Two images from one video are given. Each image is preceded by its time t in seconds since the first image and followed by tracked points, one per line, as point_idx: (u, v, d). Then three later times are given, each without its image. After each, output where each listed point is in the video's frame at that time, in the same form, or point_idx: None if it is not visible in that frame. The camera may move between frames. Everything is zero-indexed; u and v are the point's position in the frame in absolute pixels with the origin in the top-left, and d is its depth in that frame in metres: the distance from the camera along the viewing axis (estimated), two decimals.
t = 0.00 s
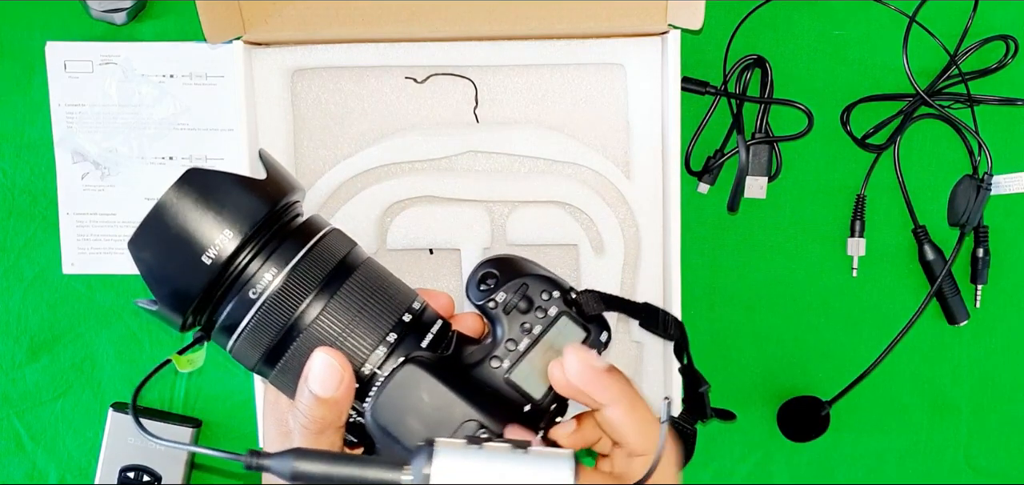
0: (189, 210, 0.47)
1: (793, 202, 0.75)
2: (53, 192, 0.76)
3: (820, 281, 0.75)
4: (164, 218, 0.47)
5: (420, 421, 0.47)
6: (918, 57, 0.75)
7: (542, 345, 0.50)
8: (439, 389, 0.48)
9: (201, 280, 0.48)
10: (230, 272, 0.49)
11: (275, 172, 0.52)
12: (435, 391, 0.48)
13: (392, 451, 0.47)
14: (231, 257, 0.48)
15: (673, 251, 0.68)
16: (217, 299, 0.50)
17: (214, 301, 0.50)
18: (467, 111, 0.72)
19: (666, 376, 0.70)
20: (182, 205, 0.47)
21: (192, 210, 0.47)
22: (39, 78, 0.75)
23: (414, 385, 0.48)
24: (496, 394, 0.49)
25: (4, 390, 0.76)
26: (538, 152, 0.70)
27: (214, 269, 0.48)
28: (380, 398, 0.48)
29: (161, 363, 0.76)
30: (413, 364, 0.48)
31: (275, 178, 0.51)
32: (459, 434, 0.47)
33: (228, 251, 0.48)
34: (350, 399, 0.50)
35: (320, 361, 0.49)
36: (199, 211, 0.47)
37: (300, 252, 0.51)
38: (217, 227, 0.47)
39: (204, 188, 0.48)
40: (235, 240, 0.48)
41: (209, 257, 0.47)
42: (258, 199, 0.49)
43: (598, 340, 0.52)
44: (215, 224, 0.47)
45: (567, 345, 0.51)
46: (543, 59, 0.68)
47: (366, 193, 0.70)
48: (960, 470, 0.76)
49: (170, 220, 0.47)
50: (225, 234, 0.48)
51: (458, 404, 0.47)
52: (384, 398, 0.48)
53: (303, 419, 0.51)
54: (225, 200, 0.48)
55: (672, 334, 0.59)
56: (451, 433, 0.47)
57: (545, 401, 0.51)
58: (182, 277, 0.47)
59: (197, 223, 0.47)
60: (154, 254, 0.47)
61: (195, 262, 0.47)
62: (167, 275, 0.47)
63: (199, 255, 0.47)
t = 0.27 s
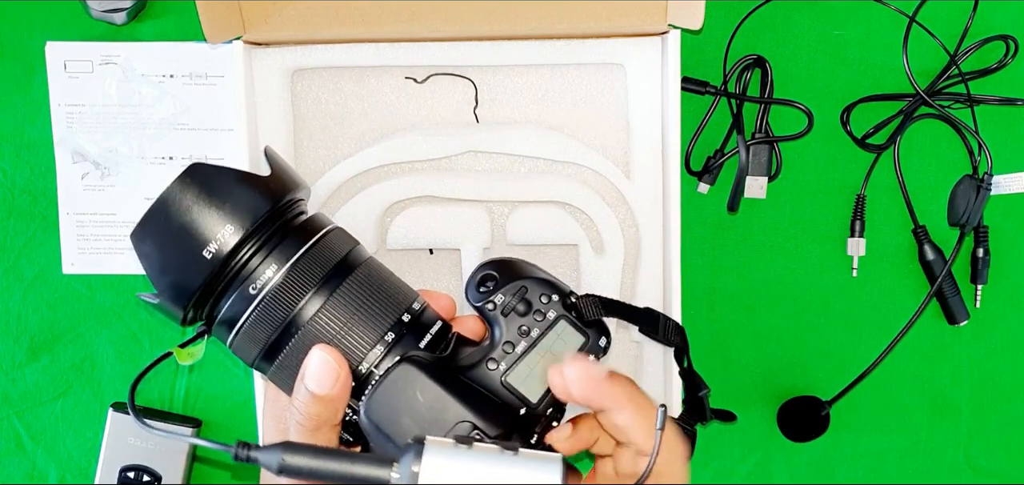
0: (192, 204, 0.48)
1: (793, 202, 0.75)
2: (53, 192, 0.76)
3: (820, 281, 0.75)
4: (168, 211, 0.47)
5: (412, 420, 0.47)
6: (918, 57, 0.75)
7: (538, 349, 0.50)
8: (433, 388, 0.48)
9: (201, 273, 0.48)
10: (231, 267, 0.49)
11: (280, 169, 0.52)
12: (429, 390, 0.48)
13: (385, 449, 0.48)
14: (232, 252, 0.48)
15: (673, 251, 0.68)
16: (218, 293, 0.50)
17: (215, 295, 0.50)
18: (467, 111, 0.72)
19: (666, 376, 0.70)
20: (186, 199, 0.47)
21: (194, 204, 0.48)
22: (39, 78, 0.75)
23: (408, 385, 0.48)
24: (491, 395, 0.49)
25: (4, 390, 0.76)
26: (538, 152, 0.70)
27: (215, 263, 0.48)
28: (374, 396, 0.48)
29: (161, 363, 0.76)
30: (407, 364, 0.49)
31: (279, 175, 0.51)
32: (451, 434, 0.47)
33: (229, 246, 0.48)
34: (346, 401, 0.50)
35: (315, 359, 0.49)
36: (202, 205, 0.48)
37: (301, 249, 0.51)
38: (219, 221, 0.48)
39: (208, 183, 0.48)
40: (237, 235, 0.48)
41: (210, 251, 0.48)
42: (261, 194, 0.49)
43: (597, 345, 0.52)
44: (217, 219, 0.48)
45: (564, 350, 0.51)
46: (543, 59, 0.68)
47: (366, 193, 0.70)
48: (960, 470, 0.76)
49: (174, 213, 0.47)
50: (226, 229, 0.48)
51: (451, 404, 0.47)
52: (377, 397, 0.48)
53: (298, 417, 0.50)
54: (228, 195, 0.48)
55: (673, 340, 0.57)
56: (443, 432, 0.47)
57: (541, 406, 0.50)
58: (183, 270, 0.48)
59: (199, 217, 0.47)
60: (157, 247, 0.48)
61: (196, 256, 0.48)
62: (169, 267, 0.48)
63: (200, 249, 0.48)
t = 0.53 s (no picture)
0: (205, 212, 0.46)
1: (793, 202, 0.75)
2: (53, 192, 0.76)
3: (820, 281, 0.75)
4: (178, 218, 0.46)
5: (429, 435, 0.47)
6: (917, 57, 0.75)
7: (552, 363, 0.50)
8: (448, 401, 0.48)
9: (212, 283, 0.47)
10: (242, 276, 0.48)
11: (291, 175, 0.51)
12: (445, 404, 0.48)
13: (401, 463, 0.48)
14: (245, 262, 0.47)
15: (673, 251, 0.68)
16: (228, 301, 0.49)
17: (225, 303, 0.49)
18: (467, 111, 0.72)
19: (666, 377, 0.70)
20: (197, 206, 0.46)
21: (208, 212, 0.46)
22: (39, 78, 0.75)
23: (423, 399, 0.48)
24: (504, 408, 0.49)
25: (4, 390, 0.76)
26: (538, 152, 0.70)
27: (227, 273, 0.47)
28: (390, 408, 0.48)
29: (161, 364, 0.76)
30: (422, 376, 0.49)
31: (291, 182, 0.50)
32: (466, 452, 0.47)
33: (242, 255, 0.47)
34: (358, 412, 0.51)
35: (329, 369, 0.49)
36: (215, 213, 0.46)
37: (313, 259, 0.49)
38: (232, 230, 0.46)
39: (221, 191, 0.47)
40: (250, 244, 0.47)
41: (222, 260, 0.46)
42: (275, 203, 0.48)
43: (610, 359, 0.52)
44: (230, 227, 0.46)
45: (578, 364, 0.50)
46: (543, 59, 0.68)
47: (366, 193, 0.70)
48: (960, 470, 0.76)
49: (186, 222, 0.46)
50: (239, 238, 0.46)
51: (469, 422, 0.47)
52: (393, 411, 0.48)
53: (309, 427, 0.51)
54: (242, 203, 0.47)
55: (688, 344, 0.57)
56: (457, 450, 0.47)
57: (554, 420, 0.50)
58: (194, 280, 0.46)
59: (212, 226, 0.46)
60: (168, 255, 0.46)
61: (208, 266, 0.46)
62: (178, 276, 0.47)
63: (212, 259, 0.46)
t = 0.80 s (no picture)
0: (247, 198, 0.45)
1: (793, 202, 0.75)
2: (53, 192, 0.76)
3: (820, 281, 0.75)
4: (219, 198, 0.44)
5: (435, 452, 0.43)
6: (917, 57, 0.75)
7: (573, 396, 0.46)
8: (459, 419, 0.43)
9: (243, 273, 0.45)
10: (274, 267, 0.46)
11: (337, 174, 0.49)
12: (456, 422, 0.43)
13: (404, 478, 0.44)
14: (280, 253, 0.45)
15: (673, 251, 0.68)
16: (256, 290, 0.47)
17: (253, 292, 0.47)
18: (467, 111, 0.72)
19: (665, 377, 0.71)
20: (239, 190, 0.44)
21: (250, 197, 0.45)
22: (39, 78, 0.75)
23: (435, 412, 0.43)
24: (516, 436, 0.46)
25: (4, 390, 0.76)
26: (538, 153, 0.70)
27: (260, 262, 0.45)
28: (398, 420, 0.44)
29: (161, 363, 0.76)
30: (436, 390, 0.44)
31: (336, 180, 0.48)
32: None
33: (278, 246, 0.45)
34: (367, 417, 0.47)
35: (343, 373, 0.46)
36: (255, 200, 0.45)
37: (346, 259, 0.48)
38: (270, 220, 0.45)
39: (267, 179, 0.45)
40: (287, 236, 0.45)
41: (257, 249, 0.45)
42: (318, 198, 0.46)
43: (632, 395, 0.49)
44: (269, 216, 0.45)
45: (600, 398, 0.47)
46: (542, 59, 0.68)
47: (366, 193, 0.70)
48: (960, 470, 0.76)
49: (227, 204, 0.44)
50: (277, 229, 0.45)
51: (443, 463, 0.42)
52: (403, 422, 0.44)
53: (319, 426, 0.47)
54: (285, 194, 0.45)
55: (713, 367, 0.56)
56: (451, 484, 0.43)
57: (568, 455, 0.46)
58: (225, 265, 0.44)
59: (250, 212, 0.44)
60: (203, 236, 0.45)
61: (241, 253, 0.44)
62: (210, 260, 0.45)
63: (247, 246, 0.44)
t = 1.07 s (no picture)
0: (262, 193, 0.46)
1: (793, 202, 0.75)
2: (53, 192, 0.76)
3: (820, 281, 0.75)
4: (236, 191, 0.46)
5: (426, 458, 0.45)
6: (917, 57, 0.75)
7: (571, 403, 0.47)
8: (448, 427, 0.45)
9: (252, 265, 0.46)
10: (285, 262, 0.47)
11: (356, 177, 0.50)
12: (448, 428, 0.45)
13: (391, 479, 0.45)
14: (289, 249, 0.46)
15: (673, 251, 0.68)
16: (265, 284, 0.48)
17: (262, 285, 0.48)
18: (467, 111, 0.72)
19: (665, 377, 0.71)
20: (256, 184, 0.46)
21: (264, 193, 0.46)
22: (39, 78, 0.75)
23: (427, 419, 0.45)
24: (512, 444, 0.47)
25: (4, 390, 0.76)
26: (538, 153, 0.70)
27: (269, 257, 0.46)
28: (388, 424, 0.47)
29: (161, 363, 0.76)
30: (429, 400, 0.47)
31: (352, 181, 0.49)
32: None
33: (288, 242, 0.46)
34: (363, 420, 0.47)
35: (343, 374, 0.46)
36: (269, 196, 0.46)
37: (355, 260, 0.48)
38: (283, 216, 0.46)
39: (284, 176, 0.47)
40: (298, 233, 0.46)
41: (267, 244, 0.46)
42: (332, 199, 0.47)
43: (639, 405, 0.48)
44: (282, 212, 0.46)
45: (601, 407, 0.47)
46: (543, 59, 0.68)
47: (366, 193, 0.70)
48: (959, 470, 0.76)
49: (242, 198, 0.46)
50: (288, 225, 0.46)
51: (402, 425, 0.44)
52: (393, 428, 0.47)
53: (315, 426, 0.47)
54: (300, 191, 0.46)
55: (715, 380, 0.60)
56: None
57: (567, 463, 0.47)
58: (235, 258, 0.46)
59: (264, 207, 0.46)
60: (216, 228, 0.46)
61: (252, 246, 0.46)
62: (222, 250, 0.46)
63: (258, 240, 0.46)
